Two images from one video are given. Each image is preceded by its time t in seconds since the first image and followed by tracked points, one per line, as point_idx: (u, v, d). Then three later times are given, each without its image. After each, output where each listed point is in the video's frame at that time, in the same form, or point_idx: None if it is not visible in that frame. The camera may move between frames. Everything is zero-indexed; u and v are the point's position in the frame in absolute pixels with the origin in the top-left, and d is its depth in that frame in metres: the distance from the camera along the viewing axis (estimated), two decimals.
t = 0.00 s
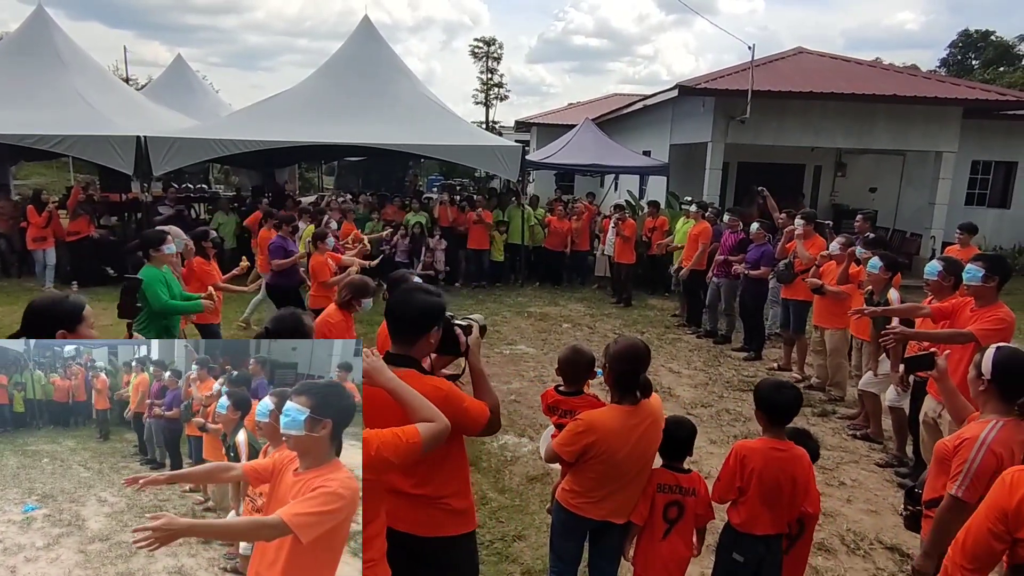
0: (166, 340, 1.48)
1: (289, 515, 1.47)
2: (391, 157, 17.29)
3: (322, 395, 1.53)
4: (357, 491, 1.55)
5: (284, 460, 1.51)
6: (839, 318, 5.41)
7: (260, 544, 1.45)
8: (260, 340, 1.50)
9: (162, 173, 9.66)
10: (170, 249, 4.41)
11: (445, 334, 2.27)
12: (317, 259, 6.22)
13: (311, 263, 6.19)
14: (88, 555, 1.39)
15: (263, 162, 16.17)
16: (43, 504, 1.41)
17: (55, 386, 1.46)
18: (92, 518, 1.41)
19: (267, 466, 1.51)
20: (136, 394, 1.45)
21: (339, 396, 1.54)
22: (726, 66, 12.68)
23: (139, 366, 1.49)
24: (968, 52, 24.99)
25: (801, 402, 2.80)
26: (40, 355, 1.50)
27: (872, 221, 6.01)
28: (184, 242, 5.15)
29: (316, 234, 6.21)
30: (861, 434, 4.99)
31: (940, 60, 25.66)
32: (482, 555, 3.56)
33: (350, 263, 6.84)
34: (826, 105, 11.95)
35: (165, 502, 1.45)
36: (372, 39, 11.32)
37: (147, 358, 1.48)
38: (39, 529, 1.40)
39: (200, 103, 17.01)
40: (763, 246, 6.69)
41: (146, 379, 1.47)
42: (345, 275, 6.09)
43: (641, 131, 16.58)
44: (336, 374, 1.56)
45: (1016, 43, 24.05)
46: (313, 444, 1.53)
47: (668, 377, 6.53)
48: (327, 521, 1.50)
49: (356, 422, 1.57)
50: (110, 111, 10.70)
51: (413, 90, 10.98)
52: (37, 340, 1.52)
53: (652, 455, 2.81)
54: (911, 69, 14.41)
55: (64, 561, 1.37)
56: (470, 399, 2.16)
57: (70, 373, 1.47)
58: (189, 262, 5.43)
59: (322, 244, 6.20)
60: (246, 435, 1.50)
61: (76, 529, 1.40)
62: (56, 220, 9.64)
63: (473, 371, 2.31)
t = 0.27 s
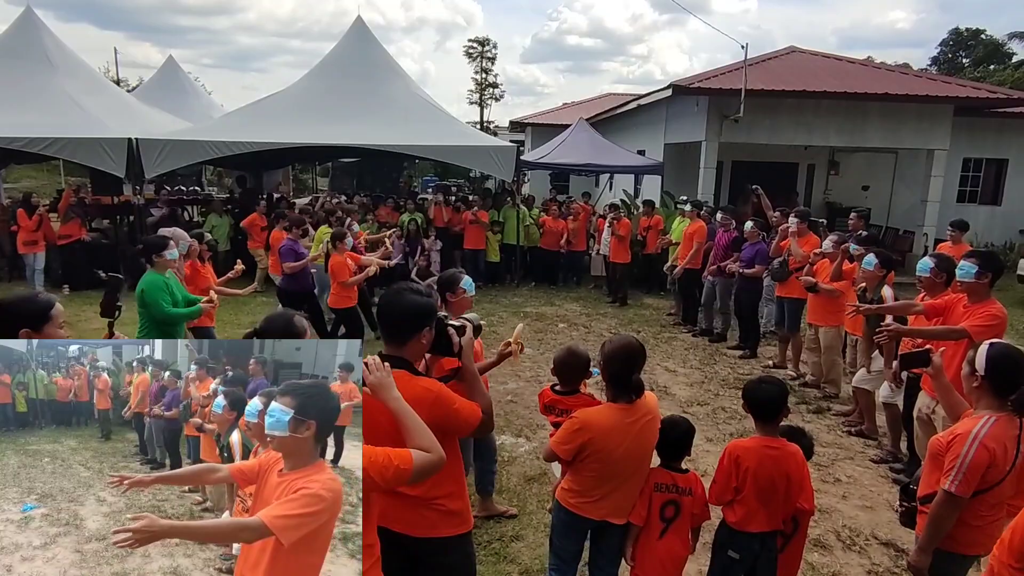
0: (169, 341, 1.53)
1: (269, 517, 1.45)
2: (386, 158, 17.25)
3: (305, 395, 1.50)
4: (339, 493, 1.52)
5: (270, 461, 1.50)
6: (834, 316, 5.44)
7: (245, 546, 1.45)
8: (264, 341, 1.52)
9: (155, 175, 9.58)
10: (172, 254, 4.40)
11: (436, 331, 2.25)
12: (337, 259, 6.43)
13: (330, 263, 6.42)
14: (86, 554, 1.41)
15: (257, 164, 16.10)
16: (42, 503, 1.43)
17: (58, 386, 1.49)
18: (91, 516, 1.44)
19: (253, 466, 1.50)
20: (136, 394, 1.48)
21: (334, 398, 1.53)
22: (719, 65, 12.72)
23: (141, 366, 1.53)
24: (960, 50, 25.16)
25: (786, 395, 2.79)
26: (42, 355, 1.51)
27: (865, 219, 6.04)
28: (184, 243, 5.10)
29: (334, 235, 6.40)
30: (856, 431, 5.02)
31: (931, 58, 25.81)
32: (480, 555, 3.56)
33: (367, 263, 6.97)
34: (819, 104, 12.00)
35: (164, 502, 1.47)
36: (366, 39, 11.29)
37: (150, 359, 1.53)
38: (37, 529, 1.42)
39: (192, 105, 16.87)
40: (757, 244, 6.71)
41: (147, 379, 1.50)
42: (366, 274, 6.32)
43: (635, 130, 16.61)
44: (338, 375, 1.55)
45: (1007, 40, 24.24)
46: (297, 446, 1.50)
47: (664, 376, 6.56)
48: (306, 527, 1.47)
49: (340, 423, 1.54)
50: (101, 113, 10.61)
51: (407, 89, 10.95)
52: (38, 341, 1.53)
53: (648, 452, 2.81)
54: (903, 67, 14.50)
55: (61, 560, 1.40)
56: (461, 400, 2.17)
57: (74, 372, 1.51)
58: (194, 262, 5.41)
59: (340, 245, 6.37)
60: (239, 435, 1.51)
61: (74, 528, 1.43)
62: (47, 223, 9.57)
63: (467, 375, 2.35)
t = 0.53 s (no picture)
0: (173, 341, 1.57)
1: (250, 518, 1.45)
2: (379, 159, 17.21)
3: (288, 395, 1.51)
4: (322, 493, 1.52)
5: (255, 461, 1.50)
6: (827, 314, 5.47)
7: (231, 547, 1.45)
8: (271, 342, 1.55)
9: (145, 178, 9.52)
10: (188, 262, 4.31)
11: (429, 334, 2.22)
12: (356, 262, 6.31)
13: (349, 265, 6.30)
14: (83, 553, 1.42)
15: (249, 167, 16.02)
16: (42, 502, 1.45)
17: (61, 386, 1.52)
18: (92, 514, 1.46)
19: (239, 466, 1.50)
20: (138, 393, 1.51)
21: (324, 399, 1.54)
22: (711, 65, 12.76)
23: (143, 366, 1.56)
24: (950, 48, 25.31)
25: (771, 394, 2.79)
26: (47, 355, 1.56)
27: (858, 217, 6.08)
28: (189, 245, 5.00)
29: (352, 237, 6.34)
30: (849, 428, 5.05)
31: (921, 56, 25.93)
32: (476, 557, 3.56)
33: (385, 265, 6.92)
34: (811, 103, 12.07)
35: (163, 502, 1.48)
36: (358, 40, 11.25)
37: (153, 358, 1.56)
38: (36, 527, 1.44)
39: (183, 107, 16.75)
40: (751, 243, 6.74)
41: (149, 378, 1.54)
42: (385, 274, 6.25)
43: (628, 130, 16.65)
44: (341, 375, 1.58)
45: (997, 39, 24.44)
46: (280, 446, 1.50)
47: (658, 376, 6.58)
48: (287, 528, 1.47)
49: (321, 424, 1.52)
50: (90, 115, 10.51)
51: (399, 90, 10.93)
52: (43, 342, 1.58)
53: (642, 450, 2.85)
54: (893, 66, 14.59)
55: (58, 559, 1.41)
56: (451, 401, 2.13)
57: (78, 372, 1.54)
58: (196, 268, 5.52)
59: (358, 246, 6.28)
60: (233, 434, 1.52)
61: (72, 527, 1.44)
62: (36, 227, 9.48)
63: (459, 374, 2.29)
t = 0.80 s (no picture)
0: (180, 342, 1.45)
1: (241, 521, 1.39)
2: (370, 161, 17.17)
3: (276, 392, 1.44)
4: (316, 493, 1.45)
5: (250, 462, 1.43)
6: (819, 312, 5.50)
7: (224, 549, 1.38)
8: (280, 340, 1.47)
9: (133, 180, 9.45)
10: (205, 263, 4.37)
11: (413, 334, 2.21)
12: (375, 263, 6.58)
13: (368, 267, 6.54)
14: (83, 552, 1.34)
15: (240, 169, 15.92)
16: (44, 502, 1.36)
17: (69, 385, 1.41)
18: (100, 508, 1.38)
19: (234, 466, 1.42)
20: (140, 390, 1.41)
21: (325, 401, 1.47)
22: (702, 65, 12.81)
23: (147, 366, 1.45)
24: (936, 49, 25.53)
25: (758, 391, 2.81)
26: (51, 355, 1.44)
27: (849, 216, 6.12)
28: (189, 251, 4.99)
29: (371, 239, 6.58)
30: (841, 426, 5.08)
31: (908, 58, 26.14)
32: (470, 558, 3.55)
33: (403, 265, 7.09)
34: (802, 103, 12.13)
35: (165, 502, 1.40)
36: (349, 41, 11.21)
37: (159, 359, 1.45)
38: (37, 527, 1.34)
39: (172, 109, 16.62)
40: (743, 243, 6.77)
41: (153, 378, 1.43)
42: (403, 276, 6.46)
43: (620, 130, 16.68)
44: (348, 374, 1.53)
45: (981, 40, 24.79)
46: (273, 446, 1.44)
47: (652, 375, 6.60)
48: (279, 530, 1.40)
49: (318, 424, 1.46)
50: (78, 118, 10.40)
51: (391, 91, 10.89)
52: (47, 340, 1.46)
53: (621, 447, 2.82)
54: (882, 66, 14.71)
55: (57, 560, 1.32)
56: (437, 402, 2.13)
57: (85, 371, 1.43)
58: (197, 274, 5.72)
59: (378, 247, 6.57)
60: (235, 434, 1.44)
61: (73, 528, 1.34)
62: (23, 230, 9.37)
63: (445, 374, 2.25)
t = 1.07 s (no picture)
0: (186, 342, 1.53)
1: (236, 532, 1.42)
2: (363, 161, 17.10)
3: (273, 396, 1.49)
4: (316, 504, 1.50)
5: (250, 470, 1.47)
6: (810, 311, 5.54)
7: (221, 559, 1.42)
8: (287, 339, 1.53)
9: (122, 180, 9.35)
10: (229, 262, 4.39)
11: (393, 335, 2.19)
12: (392, 263, 6.65)
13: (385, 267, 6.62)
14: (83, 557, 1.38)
15: (231, 168, 15.80)
16: (47, 503, 1.41)
17: (76, 386, 1.47)
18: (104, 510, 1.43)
19: (233, 473, 1.47)
20: (146, 391, 1.47)
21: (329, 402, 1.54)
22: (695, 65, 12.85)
23: (154, 366, 1.53)
24: (928, 50, 25.62)
25: (747, 391, 2.81)
26: (58, 355, 1.50)
27: (840, 216, 6.16)
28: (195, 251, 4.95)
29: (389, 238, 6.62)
30: (832, 425, 5.11)
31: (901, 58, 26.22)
32: (462, 559, 3.54)
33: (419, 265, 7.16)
34: (794, 103, 12.18)
35: (168, 505, 1.46)
36: (341, 40, 11.14)
37: (166, 359, 1.53)
38: (39, 529, 1.39)
39: (161, 108, 16.45)
40: (735, 242, 6.83)
41: (158, 378, 1.51)
42: (421, 276, 6.57)
43: (614, 130, 16.71)
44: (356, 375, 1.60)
45: (972, 41, 24.98)
46: (274, 452, 1.49)
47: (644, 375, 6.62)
48: (281, 540, 1.44)
49: (322, 426, 1.52)
50: (65, 116, 10.27)
51: (383, 90, 10.84)
52: (53, 342, 1.53)
53: (593, 446, 2.74)
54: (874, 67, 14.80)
55: (58, 562, 1.37)
56: (415, 402, 2.12)
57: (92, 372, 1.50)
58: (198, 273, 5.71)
59: (395, 247, 6.61)
60: (237, 439, 1.49)
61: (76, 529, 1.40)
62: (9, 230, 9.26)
63: (425, 376, 2.19)
